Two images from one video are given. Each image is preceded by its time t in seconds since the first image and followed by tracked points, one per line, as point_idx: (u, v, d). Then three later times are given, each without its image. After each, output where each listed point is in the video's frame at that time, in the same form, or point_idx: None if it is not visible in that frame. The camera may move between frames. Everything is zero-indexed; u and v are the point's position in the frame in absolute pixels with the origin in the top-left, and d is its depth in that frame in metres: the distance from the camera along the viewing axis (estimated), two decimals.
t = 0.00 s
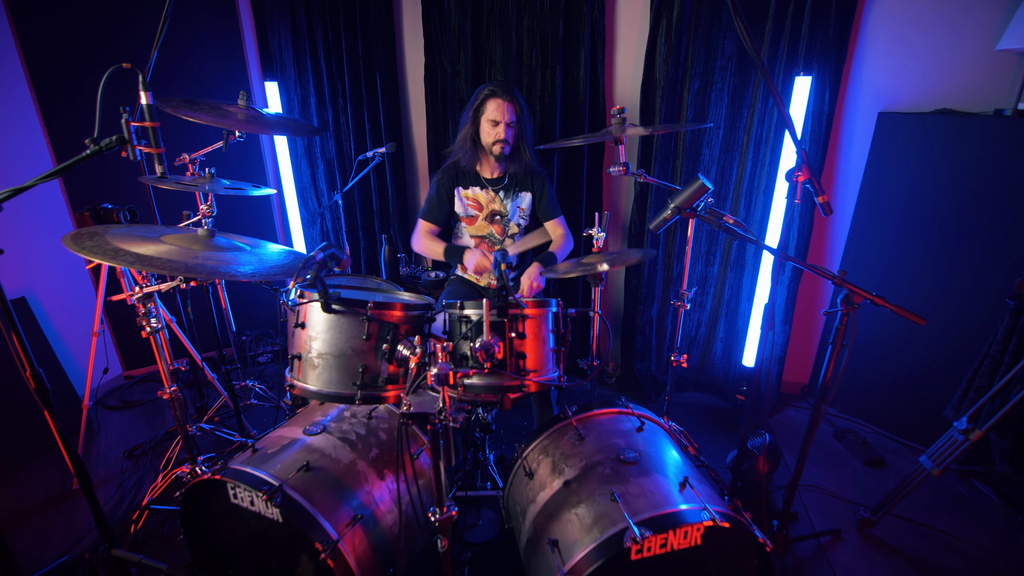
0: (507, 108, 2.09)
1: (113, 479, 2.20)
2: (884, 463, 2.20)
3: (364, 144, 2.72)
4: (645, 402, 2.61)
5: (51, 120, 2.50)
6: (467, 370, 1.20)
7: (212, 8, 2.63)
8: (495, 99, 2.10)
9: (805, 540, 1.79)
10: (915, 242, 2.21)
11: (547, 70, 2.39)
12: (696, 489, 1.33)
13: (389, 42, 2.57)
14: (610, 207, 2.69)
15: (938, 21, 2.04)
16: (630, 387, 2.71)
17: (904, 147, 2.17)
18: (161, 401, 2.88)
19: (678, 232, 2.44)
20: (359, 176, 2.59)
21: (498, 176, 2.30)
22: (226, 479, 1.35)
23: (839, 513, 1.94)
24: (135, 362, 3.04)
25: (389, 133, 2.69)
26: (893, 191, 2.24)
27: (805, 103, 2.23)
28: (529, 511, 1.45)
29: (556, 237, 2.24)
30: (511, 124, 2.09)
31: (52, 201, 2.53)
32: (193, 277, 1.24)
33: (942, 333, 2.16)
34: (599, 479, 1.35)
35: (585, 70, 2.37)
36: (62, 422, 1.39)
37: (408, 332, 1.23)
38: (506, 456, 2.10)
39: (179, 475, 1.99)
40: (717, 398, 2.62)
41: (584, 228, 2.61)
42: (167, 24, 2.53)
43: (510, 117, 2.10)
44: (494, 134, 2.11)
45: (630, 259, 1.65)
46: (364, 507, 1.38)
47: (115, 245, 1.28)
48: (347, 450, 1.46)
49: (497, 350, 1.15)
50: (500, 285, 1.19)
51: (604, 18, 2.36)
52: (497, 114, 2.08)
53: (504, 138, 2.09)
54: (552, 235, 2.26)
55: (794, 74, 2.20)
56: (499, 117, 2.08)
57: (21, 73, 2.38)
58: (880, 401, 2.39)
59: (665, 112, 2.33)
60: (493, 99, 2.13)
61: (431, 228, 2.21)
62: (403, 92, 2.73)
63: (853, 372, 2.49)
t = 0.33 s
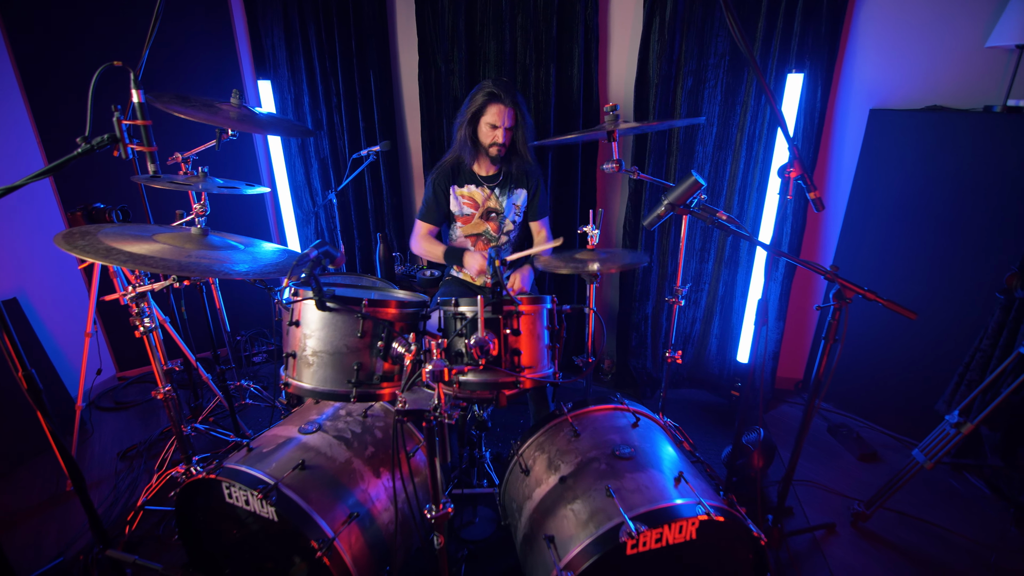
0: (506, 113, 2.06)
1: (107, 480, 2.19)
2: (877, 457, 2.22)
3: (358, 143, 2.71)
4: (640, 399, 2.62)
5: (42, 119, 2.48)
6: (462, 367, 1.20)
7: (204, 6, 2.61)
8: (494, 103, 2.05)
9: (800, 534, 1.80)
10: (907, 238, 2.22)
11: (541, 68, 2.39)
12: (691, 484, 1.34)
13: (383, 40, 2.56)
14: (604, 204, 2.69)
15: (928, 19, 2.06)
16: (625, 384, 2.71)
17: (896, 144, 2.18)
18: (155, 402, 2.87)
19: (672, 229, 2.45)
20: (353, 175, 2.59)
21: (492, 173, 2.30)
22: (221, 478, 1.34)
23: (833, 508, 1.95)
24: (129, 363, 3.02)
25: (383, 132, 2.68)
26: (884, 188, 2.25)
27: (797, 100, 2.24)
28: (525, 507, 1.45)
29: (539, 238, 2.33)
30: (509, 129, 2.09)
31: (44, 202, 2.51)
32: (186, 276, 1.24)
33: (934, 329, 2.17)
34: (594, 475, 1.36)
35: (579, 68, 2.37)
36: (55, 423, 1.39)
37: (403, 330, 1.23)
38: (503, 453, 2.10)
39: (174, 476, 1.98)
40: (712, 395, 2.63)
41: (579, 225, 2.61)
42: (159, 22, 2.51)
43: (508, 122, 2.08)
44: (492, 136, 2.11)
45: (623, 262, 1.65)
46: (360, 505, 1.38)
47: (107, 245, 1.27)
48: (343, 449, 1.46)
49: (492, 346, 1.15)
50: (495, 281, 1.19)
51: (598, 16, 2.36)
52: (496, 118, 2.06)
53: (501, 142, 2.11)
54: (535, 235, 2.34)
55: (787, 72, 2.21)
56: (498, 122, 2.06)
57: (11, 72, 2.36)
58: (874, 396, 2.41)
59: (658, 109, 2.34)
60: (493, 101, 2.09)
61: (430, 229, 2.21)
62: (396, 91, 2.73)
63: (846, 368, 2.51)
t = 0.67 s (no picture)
0: (504, 114, 2.06)
1: (104, 484, 2.20)
2: (876, 460, 2.21)
3: (355, 145, 2.71)
4: (638, 401, 2.61)
5: (40, 123, 2.48)
6: (457, 370, 1.19)
7: (201, 9, 2.61)
8: (493, 103, 2.07)
9: (798, 537, 1.79)
10: (904, 239, 2.21)
11: (537, 71, 2.39)
12: (687, 488, 1.34)
13: (379, 43, 2.56)
14: (601, 207, 2.70)
15: (923, 20, 2.06)
16: (623, 386, 2.71)
17: (892, 145, 2.18)
18: (153, 405, 2.86)
19: (669, 232, 2.45)
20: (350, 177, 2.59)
21: (489, 176, 2.30)
22: (216, 483, 1.34)
23: (832, 510, 1.95)
24: (126, 366, 3.02)
25: (380, 134, 2.68)
26: (880, 189, 2.25)
27: (793, 102, 2.24)
28: (521, 511, 1.45)
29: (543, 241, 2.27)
30: (505, 129, 2.09)
31: (42, 205, 2.51)
32: (182, 280, 1.23)
33: (932, 330, 2.17)
34: (591, 479, 1.35)
35: (575, 71, 2.37)
36: (51, 427, 1.39)
37: (398, 333, 1.22)
38: (500, 456, 2.09)
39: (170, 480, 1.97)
40: (710, 396, 2.62)
41: (575, 228, 2.61)
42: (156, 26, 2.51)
43: (505, 123, 2.09)
44: (488, 136, 2.12)
45: (615, 270, 1.65)
46: (355, 509, 1.37)
47: (103, 248, 1.27)
48: (338, 452, 1.46)
49: (486, 350, 1.15)
50: (489, 285, 1.18)
51: (594, 18, 2.36)
52: (493, 117, 2.07)
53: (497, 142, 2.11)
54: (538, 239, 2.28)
55: (782, 73, 2.21)
56: (496, 122, 2.07)
57: (9, 76, 2.36)
58: (872, 398, 2.40)
59: (654, 111, 2.34)
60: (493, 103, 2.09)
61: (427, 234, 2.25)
62: (393, 93, 2.72)
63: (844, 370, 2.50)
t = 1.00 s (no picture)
0: (490, 107, 2.09)
1: (102, 490, 2.19)
2: (880, 469, 2.18)
3: (355, 150, 2.71)
4: (638, 408, 2.59)
5: (42, 128, 2.48)
6: (454, 380, 1.17)
7: (203, 14, 2.62)
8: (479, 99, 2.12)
9: (800, 548, 1.77)
10: (908, 246, 2.19)
11: (536, 76, 2.39)
12: (687, 499, 1.32)
13: (378, 48, 2.56)
14: (600, 213, 2.69)
15: (926, 25, 2.04)
16: (623, 392, 2.69)
17: (895, 151, 2.16)
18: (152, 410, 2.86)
19: (669, 238, 2.43)
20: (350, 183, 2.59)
21: (490, 182, 2.31)
22: (211, 492, 1.33)
23: (835, 520, 1.92)
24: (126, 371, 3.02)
25: (380, 139, 2.68)
26: (883, 196, 2.23)
27: (795, 107, 2.22)
28: (518, 521, 1.43)
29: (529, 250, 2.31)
30: (491, 126, 2.10)
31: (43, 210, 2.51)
32: (177, 288, 1.23)
33: (936, 338, 2.14)
34: (589, 489, 1.34)
35: (574, 76, 2.36)
36: (47, 435, 1.38)
37: (394, 342, 1.21)
38: (498, 464, 2.07)
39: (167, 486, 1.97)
40: (711, 404, 2.60)
41: (575, 234, 2.60)
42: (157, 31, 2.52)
43: (491, 115, 2.09)
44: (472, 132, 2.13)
45: (613, 280, 1.64)
46: (350, 519, 1.36)
47: (99, 256, 1.26)
48: (335, 461, 1.45)
49: (482, 359, 1.14)
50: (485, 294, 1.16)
51: (593, 23, 2.35)
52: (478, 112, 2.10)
53: (480, 137, 2.12)
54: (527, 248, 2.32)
55: (783, 78, 2.20)
56: (482, 117, 2.08)
57: (11, 81, 2.36)
58: (875, 405, 2.38)
59: (654, 117, 2.33)
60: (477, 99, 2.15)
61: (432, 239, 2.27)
62: (393, 99, 2.72)
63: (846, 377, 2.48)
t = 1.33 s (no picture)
0: (494, 107, 2.11)
1: (98, 494, 2.18)
2: (884, 477, 2.15)
3: (354, 152, 2.69)
4: (640, 414, 2.56)
5: (40, 130, 2.47)
6: (447, 389, 1.14)
7: (201, 16, 2.60)
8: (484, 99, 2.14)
9: (803, 559, 1.73)
10: (914, 250, 2.16)
11: (537, 78, 2.36)
12: (686, 511, 1.29)
13: (378, 50, 2.54)
14: (601, 217, 2.66)
15: (934, 26, 2.01)
16: (624, 398, 2.67)
17: (902, 154, 2.13)
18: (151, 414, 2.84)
19: (671, 242, 2.40)
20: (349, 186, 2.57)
21: (488, 184, 2.26)
22: (202, 501, 1.31)
23: (838, 529, 1.89)
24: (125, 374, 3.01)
25: (379, 142, 2.66)
26: (888, 200, 2.20)
27: (800, 109, 2.18)
28: (515, 532, 1.41)
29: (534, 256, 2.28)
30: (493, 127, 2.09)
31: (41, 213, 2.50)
32: (166, 293, 1.21)
33: (943, 345, 2.11)
34: (586, 500, 1.31)
35: (576, 78, 2.34)
36: (38, 442, 1.37)
37: (387, 350, 1.19)
38: (496, 471, 2.05)
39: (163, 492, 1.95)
40: (713, 409, 2.57)
41: (575, 238, 2.58)
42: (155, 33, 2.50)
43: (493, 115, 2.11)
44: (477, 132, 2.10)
45: (615, 286, 1.61)
46: (343, 529, 1.34)
47: (88, 261, 1.24)
48: (328, 469, 1.42)
49: (476, 368, 1.11)
50: (479, 301, 1.13)
51: (595, 25, 2.33)
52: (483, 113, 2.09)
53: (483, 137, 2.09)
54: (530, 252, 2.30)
55: (788, 80, 2.17)
56: (487, 117, 2.10)
57: (9, 83, 2.36)
58: (880, 412, 2.34)
59: (656, 119, 2.31)
60: (483, 100, 2.16)
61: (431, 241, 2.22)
62: (393, 101, 2.70)
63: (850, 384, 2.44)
